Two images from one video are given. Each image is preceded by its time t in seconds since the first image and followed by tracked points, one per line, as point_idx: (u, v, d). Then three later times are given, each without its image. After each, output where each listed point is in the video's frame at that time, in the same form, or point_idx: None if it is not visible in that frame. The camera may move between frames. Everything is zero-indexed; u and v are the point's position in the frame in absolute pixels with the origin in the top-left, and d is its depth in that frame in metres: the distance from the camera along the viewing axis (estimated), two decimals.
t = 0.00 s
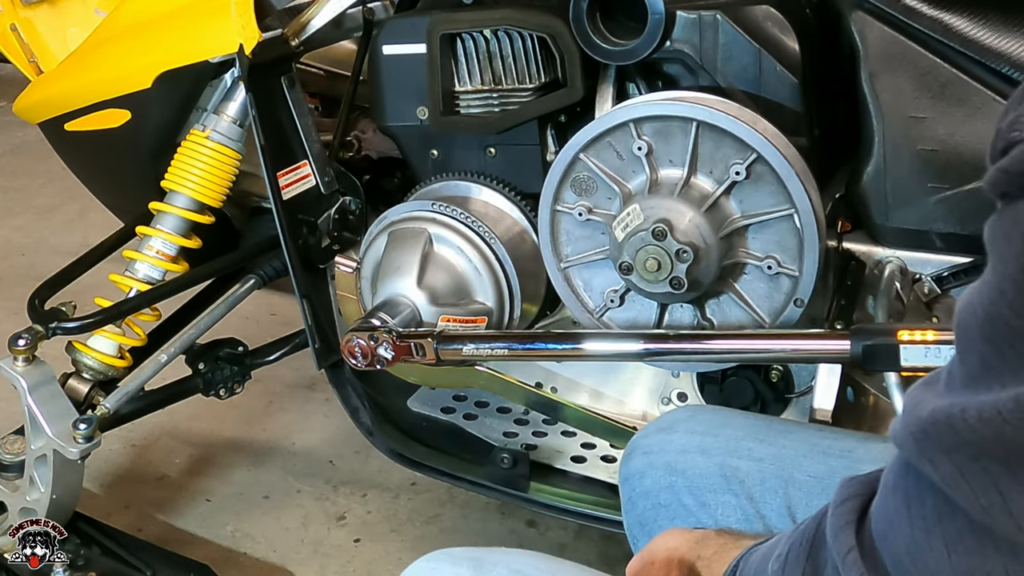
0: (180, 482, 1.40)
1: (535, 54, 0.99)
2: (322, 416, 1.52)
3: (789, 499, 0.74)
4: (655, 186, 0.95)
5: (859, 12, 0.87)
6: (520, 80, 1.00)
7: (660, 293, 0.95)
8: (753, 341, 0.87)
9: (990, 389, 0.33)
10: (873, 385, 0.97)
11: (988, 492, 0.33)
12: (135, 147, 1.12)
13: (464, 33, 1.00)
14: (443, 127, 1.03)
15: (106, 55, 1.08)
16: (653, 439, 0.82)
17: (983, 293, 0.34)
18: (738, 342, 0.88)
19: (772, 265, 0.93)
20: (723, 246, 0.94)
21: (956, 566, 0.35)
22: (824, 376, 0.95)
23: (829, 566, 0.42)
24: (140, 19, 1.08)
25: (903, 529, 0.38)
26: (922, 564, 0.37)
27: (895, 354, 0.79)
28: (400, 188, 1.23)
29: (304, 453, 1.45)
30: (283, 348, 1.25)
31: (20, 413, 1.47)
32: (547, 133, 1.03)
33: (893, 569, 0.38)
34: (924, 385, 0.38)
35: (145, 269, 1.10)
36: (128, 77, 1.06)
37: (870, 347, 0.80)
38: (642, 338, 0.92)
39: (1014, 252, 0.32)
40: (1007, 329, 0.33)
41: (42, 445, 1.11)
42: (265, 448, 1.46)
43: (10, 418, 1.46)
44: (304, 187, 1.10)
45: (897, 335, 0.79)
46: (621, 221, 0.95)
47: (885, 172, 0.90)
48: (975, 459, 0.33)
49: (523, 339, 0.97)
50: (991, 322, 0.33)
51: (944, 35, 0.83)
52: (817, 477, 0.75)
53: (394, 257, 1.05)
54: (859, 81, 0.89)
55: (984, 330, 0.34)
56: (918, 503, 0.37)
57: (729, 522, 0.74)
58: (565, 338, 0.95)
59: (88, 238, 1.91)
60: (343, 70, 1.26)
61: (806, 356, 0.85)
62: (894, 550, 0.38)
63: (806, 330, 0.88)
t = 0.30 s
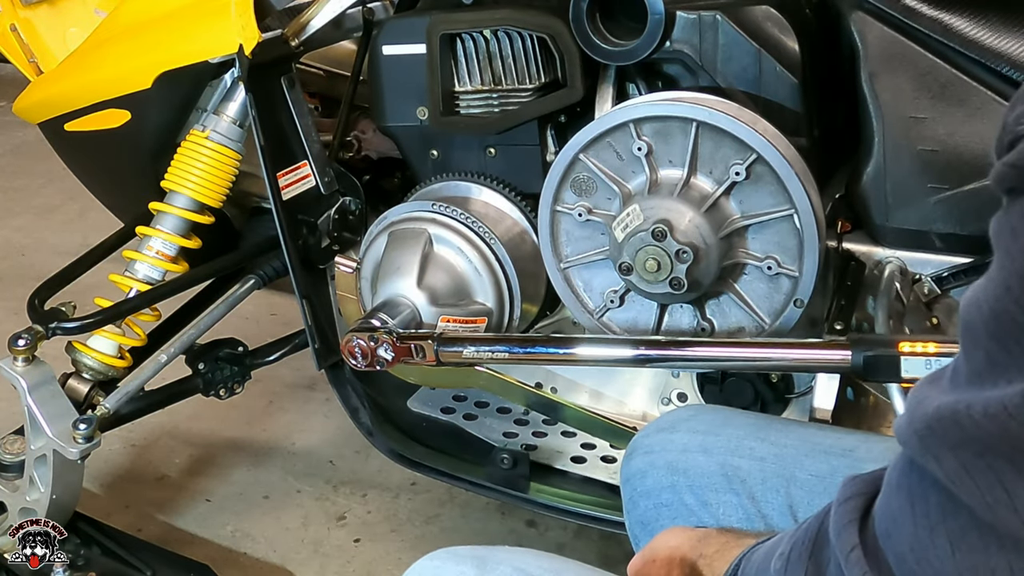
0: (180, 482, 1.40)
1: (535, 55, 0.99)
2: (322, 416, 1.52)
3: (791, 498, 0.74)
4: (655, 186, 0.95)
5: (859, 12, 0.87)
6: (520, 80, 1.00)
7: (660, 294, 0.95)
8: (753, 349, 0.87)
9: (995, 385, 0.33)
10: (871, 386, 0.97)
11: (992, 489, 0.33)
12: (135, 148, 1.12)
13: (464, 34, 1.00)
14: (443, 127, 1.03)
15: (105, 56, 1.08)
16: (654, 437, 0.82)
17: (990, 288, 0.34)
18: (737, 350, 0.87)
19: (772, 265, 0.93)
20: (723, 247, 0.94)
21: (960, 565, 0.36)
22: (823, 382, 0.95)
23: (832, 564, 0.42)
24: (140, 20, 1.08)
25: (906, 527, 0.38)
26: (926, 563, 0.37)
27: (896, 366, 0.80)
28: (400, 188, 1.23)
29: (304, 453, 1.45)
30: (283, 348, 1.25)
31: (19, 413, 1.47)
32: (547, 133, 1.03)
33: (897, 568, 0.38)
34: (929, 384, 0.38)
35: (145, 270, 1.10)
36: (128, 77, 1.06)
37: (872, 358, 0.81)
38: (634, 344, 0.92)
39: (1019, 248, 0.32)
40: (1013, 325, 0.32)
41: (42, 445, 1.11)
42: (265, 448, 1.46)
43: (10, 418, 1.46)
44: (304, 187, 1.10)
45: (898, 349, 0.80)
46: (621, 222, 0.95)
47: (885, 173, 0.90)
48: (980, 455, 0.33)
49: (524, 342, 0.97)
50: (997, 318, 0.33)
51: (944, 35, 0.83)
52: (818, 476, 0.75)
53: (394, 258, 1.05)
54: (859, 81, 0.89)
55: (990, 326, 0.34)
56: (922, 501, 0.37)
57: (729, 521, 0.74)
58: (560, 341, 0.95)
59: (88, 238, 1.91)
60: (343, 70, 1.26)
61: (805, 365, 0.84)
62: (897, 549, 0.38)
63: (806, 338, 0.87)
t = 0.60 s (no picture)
0: (181, 482, 1.40)
1: (534, 55, 0.99)
2: (322, 416, 1.52)
3: (791, 498, 0.74)
4: (655, 186, 0.95)
5: (859, 13, 0.87)
6: (520, 81, 1.00)
7: (660, 294, 0.95)
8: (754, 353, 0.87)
9: (995, 379, 0.33)
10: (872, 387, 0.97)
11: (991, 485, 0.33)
12: (135, 148, 1.12)
13: (464, 34, 1.00)
14: (443, 127, 1.03)
15: (105, 56, 1.08)
16: (654, 437, 0.82)
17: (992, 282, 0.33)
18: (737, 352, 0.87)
19: (772, 265, 0.93)
20: (722, 247, 0.94)
21: (960, 562, 0.35)
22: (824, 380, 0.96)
23: (832, 563, 0.42)
24: (140, 20, 1.08)
25: (906, 525, 0.38)
26: (925, 561, 0.37)
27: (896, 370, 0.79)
28: (400, 188, 1.23)
29: (304, 453, 1.45)
30: (283, 348, 1.25)
31: (19, 413, 1.47)
32: (547, 133, 1.03)
33: (897, 567, 0.38)
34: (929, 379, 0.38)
35: (145, 270, 1.10)
36: (128, 78, 1.06)
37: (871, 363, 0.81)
38: (632, 348, 0.92)
39: (1019, 243, 0.32)
40: (1014, 320, 0.32)
41: (42, 445, 1.11)
42: (265, 448, 1.46)
43: (10, 418, 1.46)
44: (304, 187, 1.11)
45: (898, 353, 0.80)
46: (621, 222, 0.95)
47: (885, 173, 0.90)
48: (980, 451, 0.33)
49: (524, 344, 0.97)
50: (998, 314, 0.33)
51: (944, 35, 0.83)
52: (818, 476, 0.75)
53: (394, 258, 1.05)
54: (859, 81, 0.89)
55: (990, 322, 0.34)
56: (924, 497, 0.37)
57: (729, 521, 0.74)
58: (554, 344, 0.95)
59: (88, 238, 1.91)
60: (343, 70, 1.26)
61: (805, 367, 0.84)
62: (897, 547, 0.38)
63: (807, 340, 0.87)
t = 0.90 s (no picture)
0: (181, 482, 1.40)
1: (534, 55, 0.99)
2: (322, 416, 1.52)
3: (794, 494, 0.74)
4: (655, 186, 0.95)
5: (859, 12, 0.87)
6: (520, 80, 1.00)
7: (659, 294, 0.95)
8: (746, 311, 0.87)
9: (937, 415, 0.36)
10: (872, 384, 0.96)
11: (933, 517, 0.36)
12: (135, 148, 1.12)
13: (464, 34, 1.00)
14: (442, 127, 1.03)
15: (106, 56, 1.08)
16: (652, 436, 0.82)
17: (936, 323, 0.37)
18: (729, 313, 0.87)
19: (772, 265, 0.93)
20: (722, 247, 0.94)
21: None
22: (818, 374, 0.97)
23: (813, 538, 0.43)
24: (140, 20, 1.08)
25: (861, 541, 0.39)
26: None
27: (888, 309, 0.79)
28: (400, 188, 1.23)
29: (305, 453, 1.45)
30: (282, 348, 1.25)
31: (19, 413, 1.47)
32: (547, 133, 1.03)
33: None
34: (871, 415, 0.41)
35: (145, 270, 1.10)
36: (128, 77, 1.06)
37: (863, 304, 0.80)
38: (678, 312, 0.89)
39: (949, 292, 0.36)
40: (946, 361, 0.36)
41: (42, 445, 1.11)
42: (265, 448, 1.46)
43: (10, 418, 1.46)
44: (304, 187, 1.11)
45: (889, 291, 0.79)
46: (621, 222, 0.95)
47: (885, 172, 0.90)
48: (914, 487, 0.36)
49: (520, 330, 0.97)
50: (937, 353, 0.37)
51: (944, 35, 0.84)
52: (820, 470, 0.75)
53: (394, 257, 1.05)
54: (859, 81, 0.89)
55: (927, 361, 0.37)
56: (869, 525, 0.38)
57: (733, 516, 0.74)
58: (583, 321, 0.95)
59: (88, 238, 1.91)
60: (343, 70, 1.26)
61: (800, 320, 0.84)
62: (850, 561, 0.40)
63: (804, 295, 0.87)
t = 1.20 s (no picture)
0: (180, 482, 1.40)
1: (534, 54, 0.99)
2: (322, 416, 1.52)
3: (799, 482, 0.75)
4: (655, 186, 0.95)
5: (859, 12, 0.87)
6: (520, 80, 1.00)
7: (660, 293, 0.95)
8: (743, 287, 0.84)
9: (853, 411, 0.41)
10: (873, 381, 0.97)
11: (855, 504, 0.41)
12: (135, 147, 1.12)
13: (464, 34, 1.00)
14: (443, 127, 1.03)
15: (106, 55, 1.08)
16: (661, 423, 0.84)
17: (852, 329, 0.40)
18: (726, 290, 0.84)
19: (772, 265, 0.93)
20: (722, 247, 0.94)
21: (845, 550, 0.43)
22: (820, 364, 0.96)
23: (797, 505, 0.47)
24: (140, 20, 1.08)
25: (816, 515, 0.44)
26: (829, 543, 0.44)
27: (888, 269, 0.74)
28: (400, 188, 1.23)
29: (305, 453, 1.45)
30: (283, 348, 1.25)
31: (19, 413, 1.47)
32: (547, 133, 1.03)
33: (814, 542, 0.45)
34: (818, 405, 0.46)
35: (145, 270, 1.10)
36: (128, 77, 1.06)
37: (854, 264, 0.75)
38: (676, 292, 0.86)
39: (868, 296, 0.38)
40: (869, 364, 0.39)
41: (42, 445, 1.11)
42: (265, 448, 1.46)
43: (10, 418, 1.46)
44: (304, 187, 1.10)
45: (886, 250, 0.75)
46: (621, 221, 0.95)
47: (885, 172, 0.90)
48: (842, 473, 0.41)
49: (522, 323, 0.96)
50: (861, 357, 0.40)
51: (944, 35, 0.84)
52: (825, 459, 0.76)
53: (395, 257, 1.05)
54: (859, 81, 0.89)
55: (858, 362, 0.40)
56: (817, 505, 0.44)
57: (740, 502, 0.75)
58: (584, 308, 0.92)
59: (88, 238, 1.91)
60: (343, 70, 1.26)
61: (797, 294, 0.81)
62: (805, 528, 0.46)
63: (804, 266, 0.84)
